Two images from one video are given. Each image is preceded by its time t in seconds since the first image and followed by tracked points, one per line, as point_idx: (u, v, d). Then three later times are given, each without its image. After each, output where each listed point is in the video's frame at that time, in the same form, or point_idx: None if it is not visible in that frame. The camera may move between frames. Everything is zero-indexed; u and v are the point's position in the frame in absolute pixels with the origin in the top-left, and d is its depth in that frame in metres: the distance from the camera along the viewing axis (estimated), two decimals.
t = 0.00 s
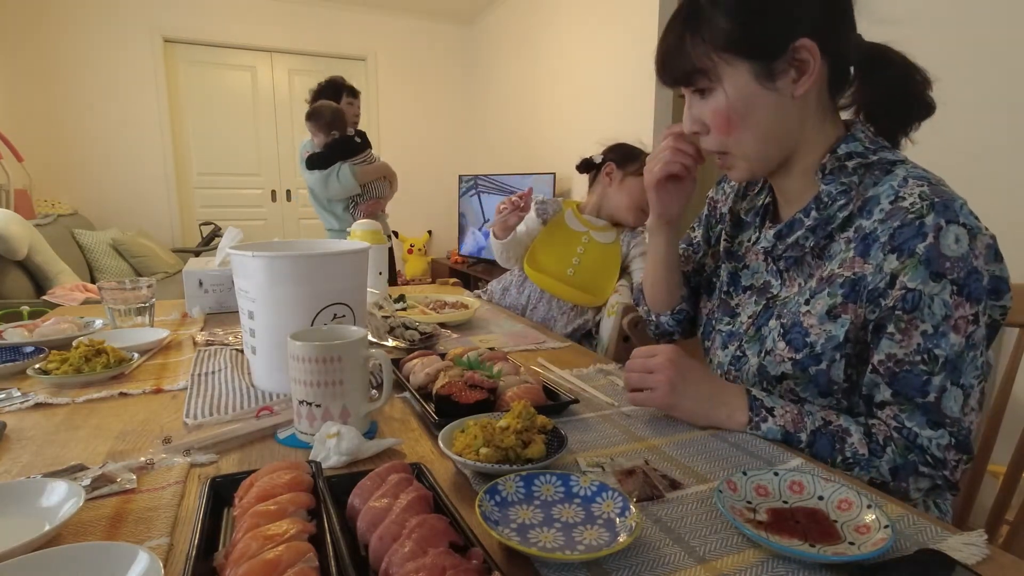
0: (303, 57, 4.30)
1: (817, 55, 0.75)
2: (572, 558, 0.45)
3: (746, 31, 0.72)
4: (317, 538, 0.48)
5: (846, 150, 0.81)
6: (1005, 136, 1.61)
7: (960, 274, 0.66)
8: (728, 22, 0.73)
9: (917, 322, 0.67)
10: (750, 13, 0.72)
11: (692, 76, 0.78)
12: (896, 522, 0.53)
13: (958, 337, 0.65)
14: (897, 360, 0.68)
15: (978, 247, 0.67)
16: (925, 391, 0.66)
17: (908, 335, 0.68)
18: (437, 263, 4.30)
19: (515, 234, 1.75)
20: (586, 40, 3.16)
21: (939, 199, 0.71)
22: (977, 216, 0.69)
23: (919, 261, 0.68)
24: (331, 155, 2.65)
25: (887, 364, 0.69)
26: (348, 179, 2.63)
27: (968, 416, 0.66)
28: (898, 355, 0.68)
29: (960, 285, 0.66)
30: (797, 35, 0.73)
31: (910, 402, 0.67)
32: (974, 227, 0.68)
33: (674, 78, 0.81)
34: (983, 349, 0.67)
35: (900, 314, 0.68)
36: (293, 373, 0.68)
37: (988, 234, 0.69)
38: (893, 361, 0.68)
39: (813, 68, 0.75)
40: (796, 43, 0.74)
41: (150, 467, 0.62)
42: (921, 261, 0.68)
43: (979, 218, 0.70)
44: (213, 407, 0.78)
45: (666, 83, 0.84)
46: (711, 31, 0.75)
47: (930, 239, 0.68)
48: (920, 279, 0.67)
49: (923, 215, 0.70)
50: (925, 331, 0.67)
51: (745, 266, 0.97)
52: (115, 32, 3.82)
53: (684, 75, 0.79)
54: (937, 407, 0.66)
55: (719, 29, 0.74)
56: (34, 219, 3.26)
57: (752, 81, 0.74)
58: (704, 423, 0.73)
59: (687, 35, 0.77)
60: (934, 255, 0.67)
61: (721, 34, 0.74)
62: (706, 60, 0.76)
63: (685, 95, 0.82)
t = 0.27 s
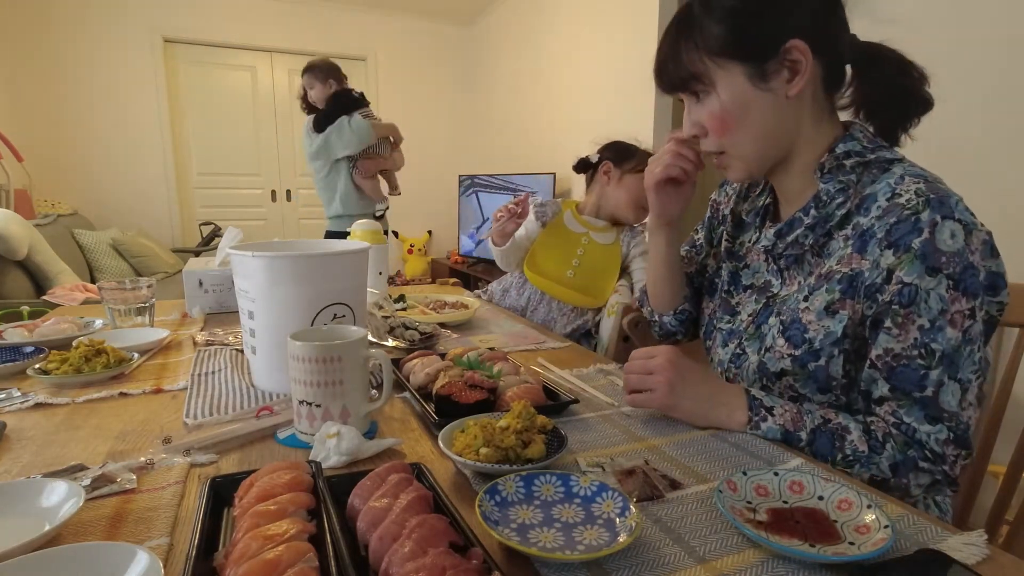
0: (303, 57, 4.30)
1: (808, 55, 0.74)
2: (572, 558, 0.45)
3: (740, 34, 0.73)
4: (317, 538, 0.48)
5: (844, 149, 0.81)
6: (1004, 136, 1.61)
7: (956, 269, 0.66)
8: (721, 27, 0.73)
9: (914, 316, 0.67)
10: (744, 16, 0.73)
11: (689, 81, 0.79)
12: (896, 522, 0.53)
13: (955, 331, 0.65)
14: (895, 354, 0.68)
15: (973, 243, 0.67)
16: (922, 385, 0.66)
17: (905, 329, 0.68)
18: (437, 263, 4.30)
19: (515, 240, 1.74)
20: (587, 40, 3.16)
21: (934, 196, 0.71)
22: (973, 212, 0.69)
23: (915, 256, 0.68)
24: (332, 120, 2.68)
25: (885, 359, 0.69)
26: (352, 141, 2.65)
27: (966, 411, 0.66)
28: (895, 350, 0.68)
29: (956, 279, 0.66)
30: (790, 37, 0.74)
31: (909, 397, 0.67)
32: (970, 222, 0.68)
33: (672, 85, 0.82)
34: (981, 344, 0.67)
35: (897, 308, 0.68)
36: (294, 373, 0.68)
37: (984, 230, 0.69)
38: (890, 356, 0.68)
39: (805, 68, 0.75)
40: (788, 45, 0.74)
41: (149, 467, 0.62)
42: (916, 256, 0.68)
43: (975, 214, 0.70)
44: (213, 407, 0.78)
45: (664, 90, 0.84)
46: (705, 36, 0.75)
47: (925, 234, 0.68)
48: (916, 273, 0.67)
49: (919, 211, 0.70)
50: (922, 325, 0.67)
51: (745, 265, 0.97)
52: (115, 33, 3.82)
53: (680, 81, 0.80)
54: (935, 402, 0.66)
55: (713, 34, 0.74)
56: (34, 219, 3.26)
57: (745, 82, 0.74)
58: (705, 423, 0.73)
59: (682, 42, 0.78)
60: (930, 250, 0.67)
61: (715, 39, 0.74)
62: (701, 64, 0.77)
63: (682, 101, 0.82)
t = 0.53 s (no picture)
0: (303, 57, 4.29)
1: (809, 55, 0.75)
2: (572, 558, 0.45)
3: (742, 33, 0.73)
4: (317, 538, 0.48)
5: (841, 149, 0.81)
6: (1004, 136, 1.61)
7: (952, 266, 0.66)
8: (722, 27, 0.73)
9: (911, 314, 0.67)
10: (746, 15, 0.73)
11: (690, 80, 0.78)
12: (896, 522, 0.53)
13: (951, 328, 0.65)
14: (892, 352, 0.68)
15: (970, 240, 0.67)
16: (920, 382, 0.66)
17: (902, 327, 0.68)
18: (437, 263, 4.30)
19: (516, 241, 1.73)
20: (587, 40, 3.16)
21: (930, 193, 0.71)
22: (969, 209, 0.69)
23: (911, 254, 0.68)
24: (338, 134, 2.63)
25: (882, 356, 0.69)
26: (359, 159, 2.65)
27: (964, 408, 0.66)
28: (892, 347, 0.68)
29: (952, 276, 0.66)
30: (791, 37, 0.74)
31: (907, 395, 0.67)
32: (966, 220, 0.68)
33: (672, 84, 0.81)
34: (978, 341, 0.67)
35: (894, 306, 0.68)
36: (294, 373, 0.68)
37: (980, 227, 0.69)
38: (887, 353, 0.68)
39: (806, 69, 0.75)
40: (790, 45, 0.74)
41: (149, 467, 0.62)
42: (912, 253, 0.68)
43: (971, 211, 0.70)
44: (214, 407, 0.78)
45: (664, 89, 0.84)
46: (706, 35, 0.75)
47: (921, 232, 0.68)
48: (912, 270, 0.68)
49: (915, 208, 0.70)
50: (919, 322, 0.67)
51: (744, 266, 0.97)
52: (115, 33, 3.82)
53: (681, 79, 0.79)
54: (933, 399, 0.66)
55: (713, 33, 0.74)
56: (34, 219, 3.26)
57: (747, 82, 0.74)
58: (705, 423, 0.73)
59: (683, 42, 0.78)
60: (926, 247, 0.67)
61: (716, 39, 0.74)
62: (702, 63, 0.76)
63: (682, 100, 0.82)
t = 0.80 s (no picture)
0: (303, 56, 4.29)
1: (825, 55, 0.75)
2: (572, 558, 0.45)
3: (760, 26, 0.73)
4: (318, 538, 0.48)
5: (846, 150, 0.81)
6: (1004, 136, 1.61)
7: (957, 269, 0.66)
8: (740, 20, 0.73)
9: (914, 316, 0.67)
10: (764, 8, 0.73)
11: (702, 73, 0.78)
12: (897, 522, 0.53)
13: (955, 331, 0.65)
14: (895, 354, 0.68)
15: (975, 243, 0.67)
16: (922, 384, 0.66)
17: (906, 329, 0.68)
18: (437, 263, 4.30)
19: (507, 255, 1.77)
20: (587, 40, 3.16)
21: (935, 196, 0.71)
22: (974, 212, 0.69)
23: (916, 256, 0.68)
24: (336, 130, 2.62)
25: (885, 358, 0.69)
26: (358, 157, 2.64)
27: (966, 411, 0.66)
28: (895, 349, 0.68)
29: (957, 279, 0.66)
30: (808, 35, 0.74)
31: (909, 397, 0.67)
32: (971, 223, 0.68)
33: (682, 74, 0.81)
34: (982, 344, 0.67)
35: (898, 308, 0.68)
36: (294, 372, 0.68)
37: (984, 230, 0.69)
38: (890, 355, 0.68)
39: (820, 69, 0.76)
40: (807, 43, 0.74)
41: (150, 466, 0.62)
42: (917, 256, 0.68)
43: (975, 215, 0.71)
44: (213, 407, 0.78)
45: (673, 79, 0.83)
46: (723, 29, 0.75)
47: (927, 235, 0.68)
48: (917, 273, 0.67)
49: (921, 211, 0.70)
50: (922, 324, 0.67)
51: (747, 267, 0.96)
52: (115, 33, 3.82)
53: (693, 72, 0.79)
54: (935, 401, 0.66)
55: (730, 25, 0.74)
56: (34, 219, 3.26)
57: (762, 79, 0.74)
58: (705, 423, 0.73)
59: (697, 33, 0.77)
60: (931, 250, 0.68)
61: (732, 31, 0.74)
62: (717, 58, 0.76)
63: (693, 91, 0.82)
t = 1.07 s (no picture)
0: (303, 56, 4.29)
1: (828, 58, 0.76)
2: (572, 558, 0.45)
3: (767, 26, 0.73)
4: (318, 538, 0.48)
5: (842, 150, 0.81)
6: (1003, 136, 1.61)
7: (953, 267, 0.66)
8: (746, 19, 0.73)
9: (910, 314, 0.67)
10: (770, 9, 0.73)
11: (706, 70, 0.77)
12: (896, 522, 0.53)
13: (950, 329, 0.65)
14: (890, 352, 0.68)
15: (971, 241, 0.67)
16: (918, 382, 0.66)
17: (901, 327, 0.68)
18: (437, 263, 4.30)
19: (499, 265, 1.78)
20: (587, 40, 3.16)
21: (931, 194, 0.71)
22: (970, 210, 0.69)
23: (912, 254, 0.68)
24: (335, 130, 2.62)
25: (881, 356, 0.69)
26: (355, 157, 2.63)
27: (962, 409, 0.66)
28: (891, 347, 0.68)
29: (953, 277, 0.66)
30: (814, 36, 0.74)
31: (905, 395, 0.67)
32: (968, 221, 0.68)
33: (685, 71, 0.81)
34: (978, 342, 0.67)
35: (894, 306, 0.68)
36: (294, 373, 0.68)
37: (981, 229, 0.69)
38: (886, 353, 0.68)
39: (824, 71, 0.76)
40: (813, 44, 0.74)
41: (150, 467, 0.62)
42: (914, 254, 0.68)
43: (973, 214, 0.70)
44: (214, 407, 0.78)
45: (675, 76, 0.83)
46: (729, 27, 0.74)
47: (923, 233, 0.68)
48: (913, 271, 0.68)
49: (916, 209, 0.70)
50: (918, 322, 0.67)
51: (746, 269, 0.97)
52: (115, 33, 3.82)
53: (697, 69, 0.78)
54: (930, 399, 0.66)
55: (736, 24, 0.74)
56: (34, 219, 3.26)
57: (767, 79, 0.75)
58: (704, 423, 0.73)
59: (703, 29, 0.76)
60: (927, 248, 0.67)
61: (738, 29, 0.73)
62: (722, 55, 0.76)
63: (695, 88, 0.81)
